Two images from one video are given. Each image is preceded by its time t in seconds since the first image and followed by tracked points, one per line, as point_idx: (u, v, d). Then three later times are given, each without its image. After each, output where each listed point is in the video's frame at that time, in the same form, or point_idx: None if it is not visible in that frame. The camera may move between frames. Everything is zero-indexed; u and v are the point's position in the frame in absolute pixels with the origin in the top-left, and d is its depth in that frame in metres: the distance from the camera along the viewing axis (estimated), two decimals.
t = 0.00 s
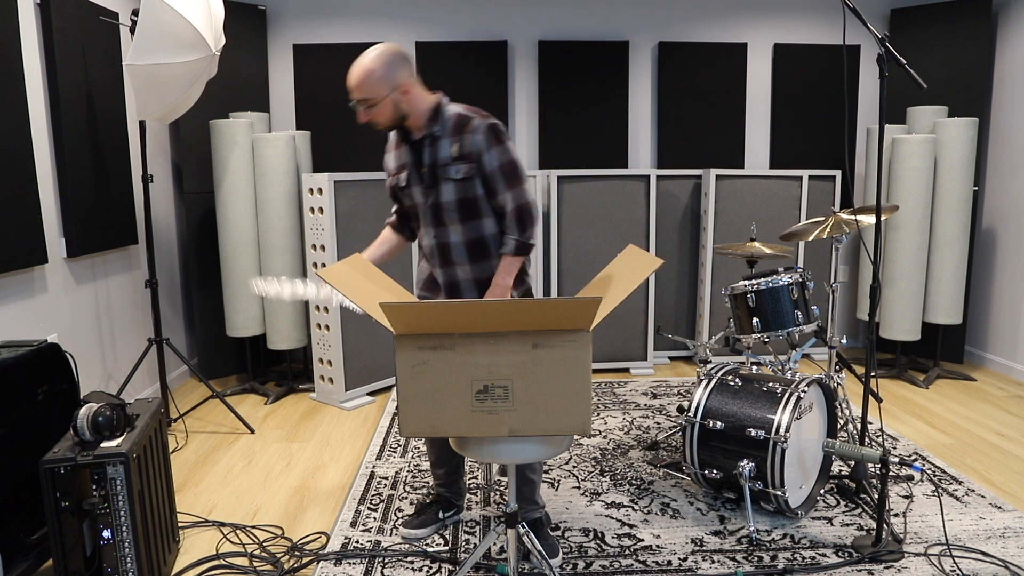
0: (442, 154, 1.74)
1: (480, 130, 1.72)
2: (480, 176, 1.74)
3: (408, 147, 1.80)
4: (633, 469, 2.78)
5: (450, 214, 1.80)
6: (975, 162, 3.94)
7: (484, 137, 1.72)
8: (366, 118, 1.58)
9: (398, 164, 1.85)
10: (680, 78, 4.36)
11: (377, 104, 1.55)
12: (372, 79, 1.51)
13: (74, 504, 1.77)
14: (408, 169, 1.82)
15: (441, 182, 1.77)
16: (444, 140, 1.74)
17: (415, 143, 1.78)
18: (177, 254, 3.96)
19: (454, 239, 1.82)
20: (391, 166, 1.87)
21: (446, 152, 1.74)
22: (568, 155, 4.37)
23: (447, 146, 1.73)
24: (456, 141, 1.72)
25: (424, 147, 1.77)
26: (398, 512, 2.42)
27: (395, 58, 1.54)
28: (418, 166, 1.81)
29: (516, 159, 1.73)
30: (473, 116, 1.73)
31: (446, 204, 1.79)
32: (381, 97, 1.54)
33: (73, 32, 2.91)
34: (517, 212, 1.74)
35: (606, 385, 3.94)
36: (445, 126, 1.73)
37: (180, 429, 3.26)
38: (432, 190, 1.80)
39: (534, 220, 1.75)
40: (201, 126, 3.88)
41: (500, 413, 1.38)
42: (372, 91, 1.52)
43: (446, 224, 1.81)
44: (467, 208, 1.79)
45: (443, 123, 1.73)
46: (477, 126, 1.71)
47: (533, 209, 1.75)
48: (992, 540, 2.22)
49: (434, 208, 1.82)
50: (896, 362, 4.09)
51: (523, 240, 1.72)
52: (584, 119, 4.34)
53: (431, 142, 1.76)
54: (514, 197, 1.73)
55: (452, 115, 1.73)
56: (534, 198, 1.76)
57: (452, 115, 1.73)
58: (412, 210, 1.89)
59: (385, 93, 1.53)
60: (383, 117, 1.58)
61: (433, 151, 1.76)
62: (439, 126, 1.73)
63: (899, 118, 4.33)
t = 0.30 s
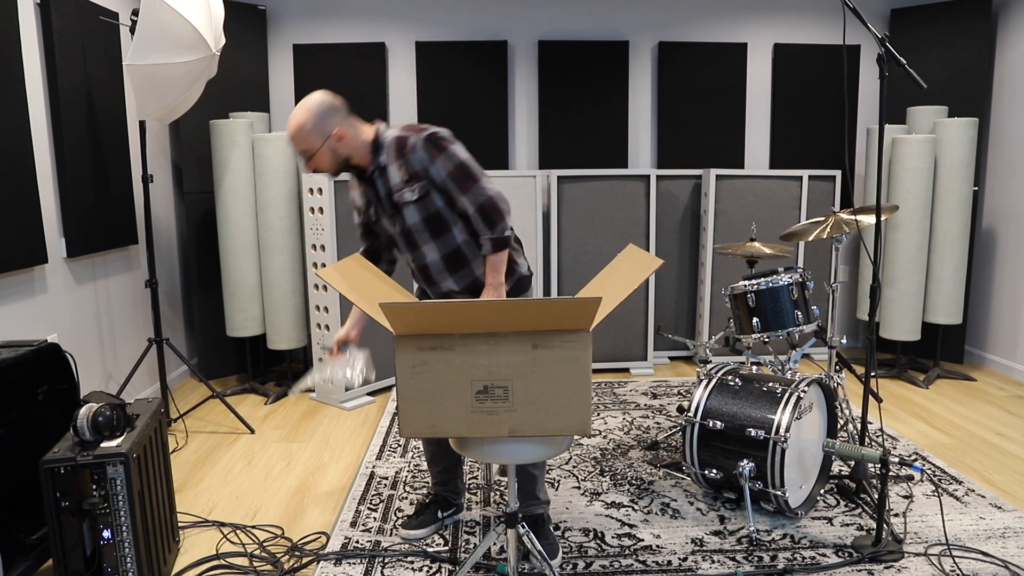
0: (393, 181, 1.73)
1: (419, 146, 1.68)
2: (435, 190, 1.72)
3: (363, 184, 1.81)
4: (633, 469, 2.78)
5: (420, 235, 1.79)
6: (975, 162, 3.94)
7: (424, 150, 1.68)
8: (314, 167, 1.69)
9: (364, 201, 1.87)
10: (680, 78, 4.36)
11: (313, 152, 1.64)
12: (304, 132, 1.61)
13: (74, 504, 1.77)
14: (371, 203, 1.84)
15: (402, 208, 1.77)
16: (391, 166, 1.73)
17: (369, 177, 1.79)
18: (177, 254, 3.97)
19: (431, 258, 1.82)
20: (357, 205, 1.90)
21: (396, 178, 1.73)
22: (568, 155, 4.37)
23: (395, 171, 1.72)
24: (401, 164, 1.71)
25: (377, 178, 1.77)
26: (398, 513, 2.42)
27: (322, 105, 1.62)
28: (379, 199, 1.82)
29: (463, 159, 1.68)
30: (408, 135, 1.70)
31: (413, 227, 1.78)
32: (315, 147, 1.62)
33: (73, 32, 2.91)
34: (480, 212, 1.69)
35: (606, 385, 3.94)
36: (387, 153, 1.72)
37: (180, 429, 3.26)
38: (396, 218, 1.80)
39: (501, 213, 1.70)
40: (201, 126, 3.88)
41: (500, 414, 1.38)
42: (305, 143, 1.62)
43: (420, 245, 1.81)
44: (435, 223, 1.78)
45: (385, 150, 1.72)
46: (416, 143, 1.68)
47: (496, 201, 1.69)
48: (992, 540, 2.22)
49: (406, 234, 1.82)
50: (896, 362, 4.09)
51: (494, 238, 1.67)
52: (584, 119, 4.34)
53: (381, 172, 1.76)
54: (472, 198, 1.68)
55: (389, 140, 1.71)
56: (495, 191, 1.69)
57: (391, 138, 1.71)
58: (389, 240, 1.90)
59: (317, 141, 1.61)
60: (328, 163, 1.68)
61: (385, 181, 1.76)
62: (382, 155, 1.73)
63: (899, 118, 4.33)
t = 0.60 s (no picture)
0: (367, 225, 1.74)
1: (382, 185, 1.68)
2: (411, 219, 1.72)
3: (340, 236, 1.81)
4: (633, 469, 2.78)
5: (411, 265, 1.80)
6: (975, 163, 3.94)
7: (389, 187, 1.68)
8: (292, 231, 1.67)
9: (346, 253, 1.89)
10: (680, 78, 4.36)
11: (284, 220, 1.62)
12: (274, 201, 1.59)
13: (74, 504, 1.77)
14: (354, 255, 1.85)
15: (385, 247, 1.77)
16: (361, 214, 1.74)
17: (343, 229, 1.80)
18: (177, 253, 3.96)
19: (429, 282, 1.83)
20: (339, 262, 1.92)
21: (371, 223, 1.75)
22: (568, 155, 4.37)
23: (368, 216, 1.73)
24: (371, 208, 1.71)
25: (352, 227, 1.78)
26: (398, 512, 2.42)
27: (282, 176, 1.60)
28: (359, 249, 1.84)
29: (428, 180, 1.66)
30: (368, 178, 1.69)
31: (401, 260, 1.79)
32: (285, 214, 1.61)
33: (73, 32, 2.91)
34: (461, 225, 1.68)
35: (606, 385, 3.94)
36: (355, 202, 1.72)
37: (180, 429, 3.26)
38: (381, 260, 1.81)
39: (482, 217, 1.65)
40: (201, 126, 3.88)
41: (500, 414, 1.38)
42: (274, 211, 1.61)
43: (413, 275, 1.82)
44: (421, 249, 1.79)
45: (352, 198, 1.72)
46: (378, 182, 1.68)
47: (475, 206, 1.65)
48: (992, 540, 2.22)
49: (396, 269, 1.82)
50: (896, 362, 4.09)
51: (481, 245, 1.66)
52: (584, 119, 4.34)
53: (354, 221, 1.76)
54: (449, 214, 1.66)
55: (351, 191, 1.71)
56: (469, 196, 1.65)
57: (354, 185, 1.71)
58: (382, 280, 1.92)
59: (286, 209, 1.60)
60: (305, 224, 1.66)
61: (360, 229, 1.77)
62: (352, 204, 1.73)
63: (900, 118, 4.32)
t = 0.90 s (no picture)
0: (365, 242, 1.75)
1: (377, 202, 1.70)
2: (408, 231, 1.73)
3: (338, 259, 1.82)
4: (633, 469, 2.78)
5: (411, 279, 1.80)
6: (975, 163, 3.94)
7: (384, 203, 1.70)
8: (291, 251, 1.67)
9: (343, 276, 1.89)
10: (680, 78, 4.36)
11: (281, 240, 1.64)
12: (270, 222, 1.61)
13: (74, 504, 1.77)
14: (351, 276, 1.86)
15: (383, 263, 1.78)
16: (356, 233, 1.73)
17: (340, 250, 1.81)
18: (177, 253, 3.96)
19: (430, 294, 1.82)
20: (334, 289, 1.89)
21: (368, 240, 1.74)
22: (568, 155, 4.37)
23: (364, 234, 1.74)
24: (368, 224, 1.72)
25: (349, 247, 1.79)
26: (398, 512, 2.42)
27: (277, 198, 1.62)
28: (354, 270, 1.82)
29: (422, 192, 1.68)
30: (362, 197, 1.70)
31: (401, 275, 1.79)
32: (281, 235, 1.63)
33: (73, 32, 2.91)
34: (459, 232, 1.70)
35: (606, 385, 3.94)
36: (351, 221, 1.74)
37: (180, 429, 3.26)
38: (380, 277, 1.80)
39: (478, 222, 1.68)
40: (201, 126, 3.88)
41: (499, 413, 1.38)
42: (270, 232, 1.62)
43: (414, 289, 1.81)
44: (420, 261, 1.79)
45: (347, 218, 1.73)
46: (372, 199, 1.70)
47: (471, 212, 1.68)
48: (992, 540, 2.22)
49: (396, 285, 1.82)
50: (896, 362, 4.09)
51: (480, 249, 1.68)
52: (584, 119, 4.34)
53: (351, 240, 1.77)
54: (447, 221, 1.68)
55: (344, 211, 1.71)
56: (463, 203, 1.69)
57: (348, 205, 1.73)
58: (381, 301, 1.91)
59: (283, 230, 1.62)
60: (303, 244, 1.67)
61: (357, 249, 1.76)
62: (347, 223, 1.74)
63: (899, 118, 4.32)
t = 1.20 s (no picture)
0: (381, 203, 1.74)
1: (405, 166, 1.68)
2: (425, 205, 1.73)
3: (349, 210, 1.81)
4: (633, 469, 2.78)
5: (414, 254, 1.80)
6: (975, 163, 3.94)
7: (412, 169, 1.68)
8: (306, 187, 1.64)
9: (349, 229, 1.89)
10: (680, 78, 4.36)
11: (302, 174, 1.59)
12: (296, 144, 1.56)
13: (74, 504, 1.77)
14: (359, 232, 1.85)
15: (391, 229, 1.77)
16: (377, 189, 1.73)
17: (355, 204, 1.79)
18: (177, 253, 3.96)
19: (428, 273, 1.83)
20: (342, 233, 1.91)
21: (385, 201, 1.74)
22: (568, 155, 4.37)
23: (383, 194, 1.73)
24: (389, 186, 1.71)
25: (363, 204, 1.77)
26: (398, 512, 2.42)
27: (316, 129, 1.58)
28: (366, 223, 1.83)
29: (451, 171, 1.67)
30: (393, 155, 1.69)
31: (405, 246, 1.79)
32: (304, 172, 1.59)
33: (73, 32, 2.91)
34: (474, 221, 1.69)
35: (606, 385, 3.94)
36: (373, 178, 1.72)
37: (179, 429, 3.26)
38: (386, 239, 1.81)
39: (496, 217, 1.69)
40: (201, 126, 3.88)
41: (499, 413, 1.38)
42: (292, 166, 1.57)
43: (415, 263, 1.82)
44: (427, 238, 1.79)
45: (370, 174, 1.72)
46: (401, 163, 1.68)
47: (491, 206, 1.68)
48: (992, 539, 2.22)
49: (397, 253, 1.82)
50: (896, 362, 4.09)
51: (492, 244, 1.68)
52: (584, 119, 4.34)
53: (367, 196, 1.76)
54: (466, 207, 1.68)
55: (372, 163, 1.71)
56: (487, 195, 1.68)
57: (374, 162, 1.71)
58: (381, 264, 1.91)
59: (308, 162, 1.57)
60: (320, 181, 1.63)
61: (372, 205, 1.77)
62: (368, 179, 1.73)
63: (900, 118, 4.32)
